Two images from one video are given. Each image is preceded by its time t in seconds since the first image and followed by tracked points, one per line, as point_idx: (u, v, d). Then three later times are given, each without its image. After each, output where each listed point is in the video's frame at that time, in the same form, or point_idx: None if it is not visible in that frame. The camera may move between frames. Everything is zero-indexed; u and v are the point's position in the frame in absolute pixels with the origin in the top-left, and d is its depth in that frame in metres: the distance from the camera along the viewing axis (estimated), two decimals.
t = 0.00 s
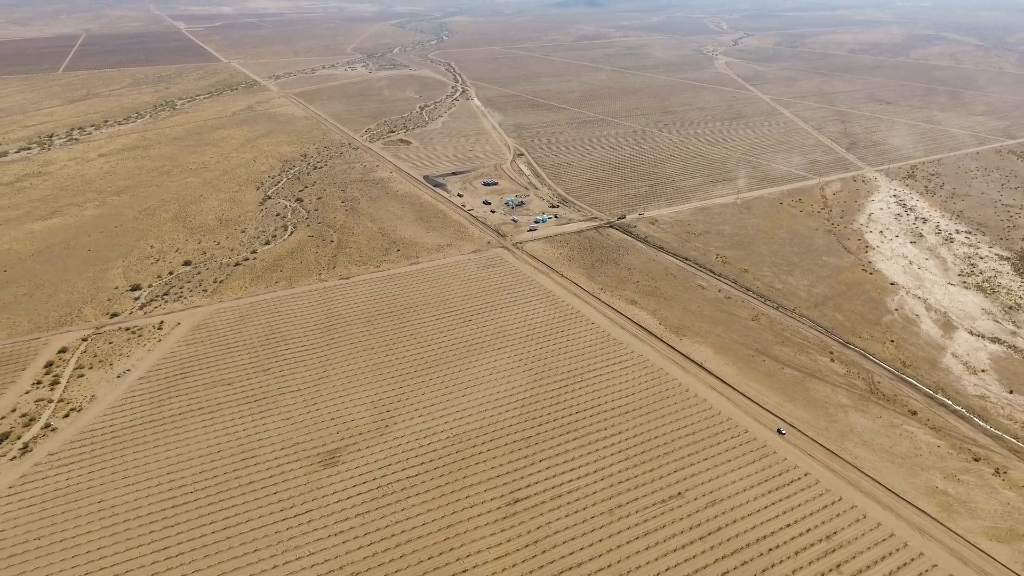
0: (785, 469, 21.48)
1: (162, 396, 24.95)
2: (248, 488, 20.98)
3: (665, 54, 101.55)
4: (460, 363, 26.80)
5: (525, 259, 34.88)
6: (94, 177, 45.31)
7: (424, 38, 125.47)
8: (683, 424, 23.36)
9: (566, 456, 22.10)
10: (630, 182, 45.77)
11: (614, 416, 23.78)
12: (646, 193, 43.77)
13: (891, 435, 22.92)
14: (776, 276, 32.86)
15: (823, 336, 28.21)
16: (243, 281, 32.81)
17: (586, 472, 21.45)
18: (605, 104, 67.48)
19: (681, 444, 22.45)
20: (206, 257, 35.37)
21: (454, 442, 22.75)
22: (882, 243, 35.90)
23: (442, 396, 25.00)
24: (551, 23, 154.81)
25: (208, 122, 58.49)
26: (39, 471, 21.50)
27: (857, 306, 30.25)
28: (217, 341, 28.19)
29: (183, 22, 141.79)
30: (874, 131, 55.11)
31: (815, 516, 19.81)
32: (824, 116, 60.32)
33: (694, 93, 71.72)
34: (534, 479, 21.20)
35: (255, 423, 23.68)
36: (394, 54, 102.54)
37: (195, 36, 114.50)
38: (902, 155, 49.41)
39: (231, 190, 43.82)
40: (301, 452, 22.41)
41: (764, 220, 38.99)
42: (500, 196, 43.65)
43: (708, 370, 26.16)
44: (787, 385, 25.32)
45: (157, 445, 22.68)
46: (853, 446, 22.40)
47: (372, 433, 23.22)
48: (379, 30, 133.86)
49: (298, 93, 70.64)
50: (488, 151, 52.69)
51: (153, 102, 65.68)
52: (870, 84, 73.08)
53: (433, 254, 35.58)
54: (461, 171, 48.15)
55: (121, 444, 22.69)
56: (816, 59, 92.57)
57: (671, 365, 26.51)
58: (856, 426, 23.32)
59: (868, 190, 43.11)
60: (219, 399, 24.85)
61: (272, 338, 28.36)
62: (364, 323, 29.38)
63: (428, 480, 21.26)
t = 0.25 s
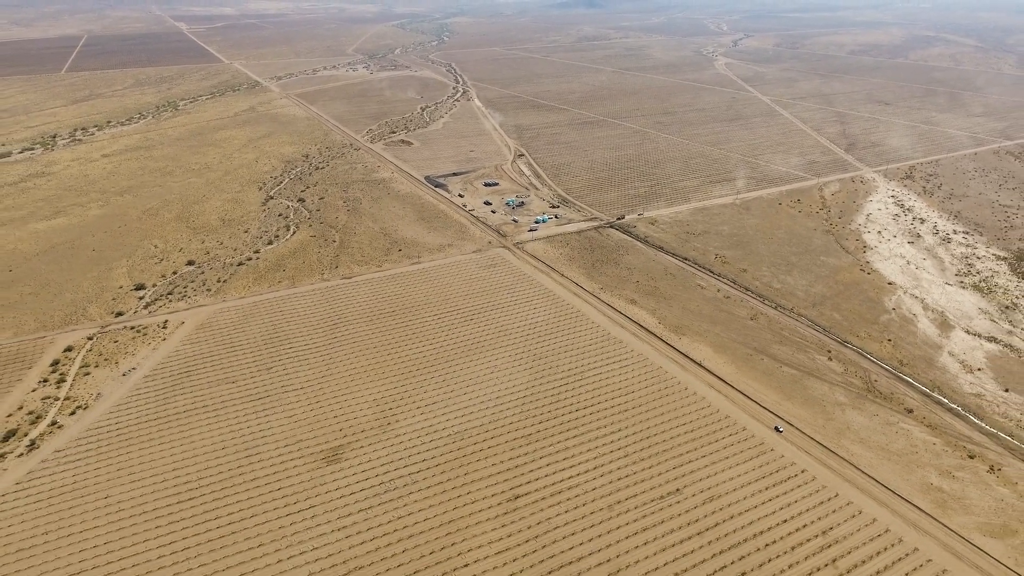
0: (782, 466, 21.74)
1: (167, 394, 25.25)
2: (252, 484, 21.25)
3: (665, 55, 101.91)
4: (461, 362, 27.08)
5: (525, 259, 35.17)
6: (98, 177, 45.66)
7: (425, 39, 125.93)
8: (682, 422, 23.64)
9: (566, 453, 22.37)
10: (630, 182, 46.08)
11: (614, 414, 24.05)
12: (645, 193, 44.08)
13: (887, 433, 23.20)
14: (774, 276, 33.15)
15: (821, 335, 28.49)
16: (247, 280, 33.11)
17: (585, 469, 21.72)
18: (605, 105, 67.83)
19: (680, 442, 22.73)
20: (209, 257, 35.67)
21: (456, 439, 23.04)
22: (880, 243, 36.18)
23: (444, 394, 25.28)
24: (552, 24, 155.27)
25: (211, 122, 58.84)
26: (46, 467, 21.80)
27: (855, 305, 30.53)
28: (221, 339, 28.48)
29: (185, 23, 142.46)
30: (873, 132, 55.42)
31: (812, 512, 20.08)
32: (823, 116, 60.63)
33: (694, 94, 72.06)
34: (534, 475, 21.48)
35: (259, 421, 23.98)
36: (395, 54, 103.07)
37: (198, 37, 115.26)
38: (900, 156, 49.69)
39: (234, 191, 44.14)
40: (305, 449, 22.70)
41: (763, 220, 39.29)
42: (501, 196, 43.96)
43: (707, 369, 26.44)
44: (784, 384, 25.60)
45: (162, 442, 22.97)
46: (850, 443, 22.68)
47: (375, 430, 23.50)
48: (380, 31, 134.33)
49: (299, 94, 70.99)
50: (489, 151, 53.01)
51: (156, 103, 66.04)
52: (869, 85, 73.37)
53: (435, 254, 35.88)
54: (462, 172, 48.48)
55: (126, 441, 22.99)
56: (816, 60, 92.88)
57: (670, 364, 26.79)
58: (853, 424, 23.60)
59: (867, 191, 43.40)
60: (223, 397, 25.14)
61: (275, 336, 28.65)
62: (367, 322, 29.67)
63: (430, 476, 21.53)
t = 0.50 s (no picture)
0: (780, 463, 21.99)
1: (171, 392, 25.51)
2: (256, 480, 21.51)
3: (665, 55, 102.20)
4: (462, 360, 27.37)
5: (526, 259, 35.45)
6: (101, 177, 45.93)
7: (426, 40, 126.23)
8: (680, 419, 23.91)
9: (566, 450, 22.63)
10: (630, 183, 46.34)
11: (613, 412, 24.31)
12: (645, 194, 44.34)
13: (884, 430, 23.46)
14: (773, 275, 33.41)
15: (819, 334, 28.75)
16: (249, 280, 33.38)
17: (585, 466, 21.98)
18: (606, 106, 68.11)
19: (678, 439, 22.98)
20: (212, 256, 35.94)
21: (457, 437, 23.31)
22: (877, 243, 36.45)
23: (446, 392, 25.56)
24: (552, 24, 155.57)
25: (213, 123, 59.12)
26: (52, 463, 22.04)
27: (852, 304, 30.80)
28: (224, 338, 28.75)
29: (186, 24, 142.81)
30: (872, 133, 55.69)
31: (809, 508, 20.34)
32: (822, 117, 60.90)
33: (694, 95, 72.33)
34: (534, 472, 21.74)
35: (262, 418, 24.24)
36: (396, 55, 103.35)
37: (200, 38, 115.58)
38: (899, 156, 49.95)
39: (236, 191, 44.41)
40: (308, 445, 22.97)
41: (762, 220, 39.56)
42: (501, 197, 44.21)
43: (705, 367, 26.71)
44: (782, 382, 25.87)
45: (166, 439, 23.23)
46: (846, 441, 22.94)
47: (377, 427, 23.77)
48: (381, 31, 134.65)
49: (300, 94, 71.26)
50: (490, 152, 53.28)
51: (158, 103, 66.29)
52: (868, 86, 73.62)
53: (436, 253, 36.15)
54: (463, 172, 48.75)
55: (131, 438, 23.26)
56: (815, 60, 93.13)
57: (669, 362, 27.06)
58: (850, 421, 23.86)
59: (865, 191, 43.67)
60: (227, 395, 25.41)
61: (278, 335, 28.92)
62: (369, 321, 29.95)
63: (431, 473, 21.78)
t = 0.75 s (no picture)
0: (777, 460, 22.27)
1: (176, 390, 25.79)
2: (260, 477, 21.80)
3: (664, 56, 102.49)
4: (463, 358, 27.67)
5: (526, 258, 35.74)
6: (103, 178, 46.21)
7: (426, 40, 126.50)
8: (679, 416, 24.20)
9: (566, 447, 22.92)
10: (629, 183, 46.62)
11: (613, 410, 24.60)
12: (645, 194, 44.61)
13: (880, 427, 23.75)
14: (771, 274, 33.70)
15: (816, 333, 29.05)
16: (252, 279, 33.68)
17: (584, 462, 22.27)
18: (605, 106, 68.38)
19: (676, 436, 23.27)
20: (214, 256, 36.22)
21: (458, 433, 23.60)
22: (875, 243, 36.74)
23: (447, 389, 25.86)
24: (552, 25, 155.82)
25: (214, 123, 59.41)
26: (59, 460, 22.32)
27: (849, 303, 31.09)
28: (227, 337, 29.05)
29: (187, 24, 143.08)
30: (870, 133, 55.96)
31: (805, 504, 20.62)
32: (821, 117, 61.18)
33: (693, 95, 72.60)
34: (535, 468, 22.03)
35: (266, 415, 24.54)
36: (397, 56, 103.52)
37: (200, 38, 115.89)
38: (896, 156, 50.23)
39: (238, 191, 44.69)
40: (311, 442, 23.26)
41: (761, 220, 39.84)
42: (502, 197, 44.48)
43: (703, 366, 27.00)
44: (779, 380, 26.16)
45: (171, 436, 23.52)
46: (843, 437, 23.24)
47: (379, 425, 24.06)
48: (382, 32, 135.00)
49: (301, 95, 71.56)
50: (490, 152, 53.57)
51: (159, 103, 66.56)
52: (867, 86, 73.88)
53: (437, 253, 36.44)
54: (463, 172, 49.02)
55: (136, 435, 23.55)
56: (814, 61, 93.41)
57: (668, 360, 27.36)
58: (847, 419, 24.15)
59: (863, 191, 43.96)
60: (230, 392, 25.70)
61: (280, 333, 29.22)
62: (371, 320, 30.26)
63: (433, 469, 22.08)
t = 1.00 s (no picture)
0: (775, 457, 22.52)
1: (180, 388, 26.06)
2: (264, 474, 22.07)
3: (664, 56, 102.75)
4: (464, 357, 27.93)
5: (527, 258, 36.00)
6: (106, 178, 46.50)
7: (427, 41, 126.81)
8: (678, 414, 24.46)
9: (566, 444, 23.19)
10: (629, 183, 46.88)
11: (612, 408, 24.86)
12: (645, 194, 44.87)
13: (877, 424, 24.01)
14: (769, 273, 33.95)
15: (814, 331, 29.30)
16: (255, 279, 33.96)
17: (585, 459, 22.53)
18: (605, 106, 68.64)
19: (676, 434, 23.52)
20: (217, 256, 36.51)
21: (460, 431, 23.87)
22: (873, 242, 36.99)
23: (448, 387, 26.12)
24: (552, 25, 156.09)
25: (216, 124, 59.70)
26: (66, 457, 22.60)
27: (847, 302, 31.34)
28: (231, 336, 29.32)
29: (189, 25, 143.50)
30: (869, 133, 56.20)
31: (803, 500, 20.88)
32: (820, 117, 61.43)
33: (693, 95, 72.86)
34: (535, 465, 22.30)
35: (269, 413, 24.80)
36: (398, 56, 103.80)
37: (202, 39, 116.23)
38: (895, 156, 50.47)
39: (240, 191, 44.97)
40: (314, 440, 23.52)
41: (760, 219, 40.10)
42: (502, 197, 44.75)
43: (703, 364, 27.26)
44: (778, 377, 26.42)
45: (176, 434, 23.78)
46: (840, 434, 23.48)
47: (382, 422, 24.33)
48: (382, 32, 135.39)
49: (303, 95, 71.88)
50: (490, 152, 53.85)
51: (161, 104, 66.85)
52: (866, 86, 74.10)
53: (438, 252, 36.71)
54: (464, 172, 49.29)
55: (142, 433, 23.82)
56: (813, 61, 93.65)
57: (667, 358, 27.62)
58: (844, 416, 24.40)
59: (861, 191, 44.21)
60: (234, 391, 25.98)
61: (284, 332, 29.51)
62: (373, 319, 30.53)
63: (435, 466, 22.33)
